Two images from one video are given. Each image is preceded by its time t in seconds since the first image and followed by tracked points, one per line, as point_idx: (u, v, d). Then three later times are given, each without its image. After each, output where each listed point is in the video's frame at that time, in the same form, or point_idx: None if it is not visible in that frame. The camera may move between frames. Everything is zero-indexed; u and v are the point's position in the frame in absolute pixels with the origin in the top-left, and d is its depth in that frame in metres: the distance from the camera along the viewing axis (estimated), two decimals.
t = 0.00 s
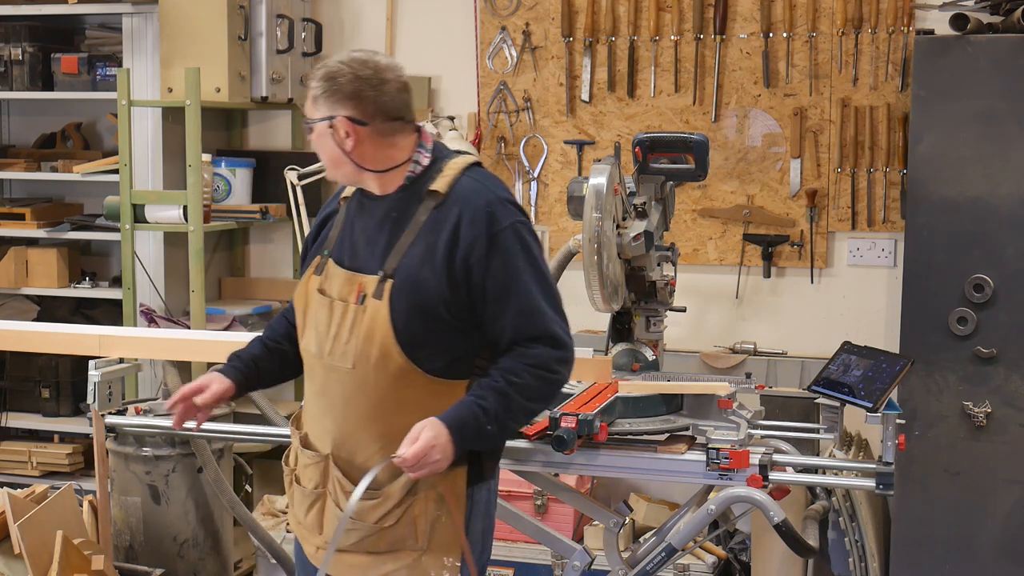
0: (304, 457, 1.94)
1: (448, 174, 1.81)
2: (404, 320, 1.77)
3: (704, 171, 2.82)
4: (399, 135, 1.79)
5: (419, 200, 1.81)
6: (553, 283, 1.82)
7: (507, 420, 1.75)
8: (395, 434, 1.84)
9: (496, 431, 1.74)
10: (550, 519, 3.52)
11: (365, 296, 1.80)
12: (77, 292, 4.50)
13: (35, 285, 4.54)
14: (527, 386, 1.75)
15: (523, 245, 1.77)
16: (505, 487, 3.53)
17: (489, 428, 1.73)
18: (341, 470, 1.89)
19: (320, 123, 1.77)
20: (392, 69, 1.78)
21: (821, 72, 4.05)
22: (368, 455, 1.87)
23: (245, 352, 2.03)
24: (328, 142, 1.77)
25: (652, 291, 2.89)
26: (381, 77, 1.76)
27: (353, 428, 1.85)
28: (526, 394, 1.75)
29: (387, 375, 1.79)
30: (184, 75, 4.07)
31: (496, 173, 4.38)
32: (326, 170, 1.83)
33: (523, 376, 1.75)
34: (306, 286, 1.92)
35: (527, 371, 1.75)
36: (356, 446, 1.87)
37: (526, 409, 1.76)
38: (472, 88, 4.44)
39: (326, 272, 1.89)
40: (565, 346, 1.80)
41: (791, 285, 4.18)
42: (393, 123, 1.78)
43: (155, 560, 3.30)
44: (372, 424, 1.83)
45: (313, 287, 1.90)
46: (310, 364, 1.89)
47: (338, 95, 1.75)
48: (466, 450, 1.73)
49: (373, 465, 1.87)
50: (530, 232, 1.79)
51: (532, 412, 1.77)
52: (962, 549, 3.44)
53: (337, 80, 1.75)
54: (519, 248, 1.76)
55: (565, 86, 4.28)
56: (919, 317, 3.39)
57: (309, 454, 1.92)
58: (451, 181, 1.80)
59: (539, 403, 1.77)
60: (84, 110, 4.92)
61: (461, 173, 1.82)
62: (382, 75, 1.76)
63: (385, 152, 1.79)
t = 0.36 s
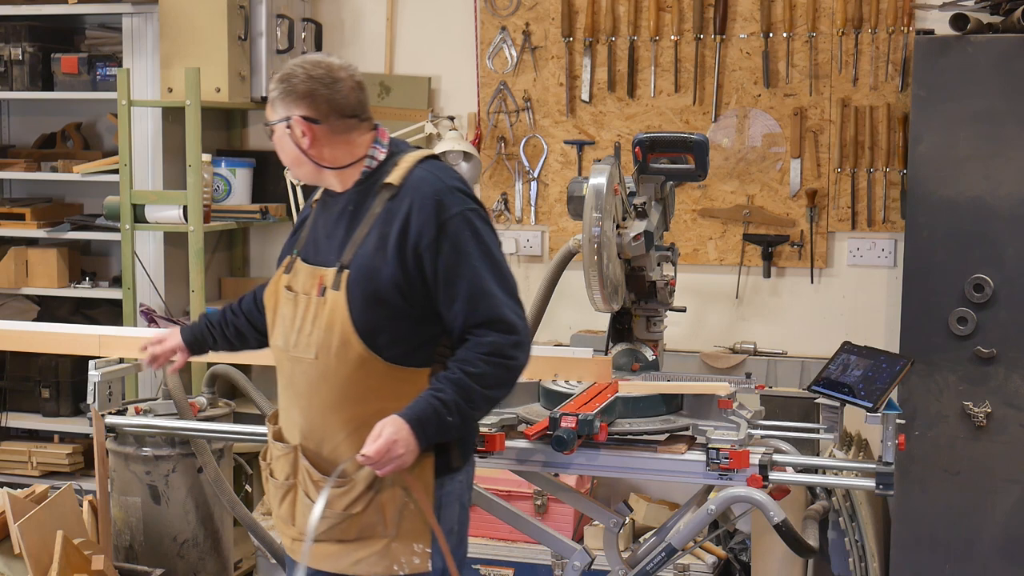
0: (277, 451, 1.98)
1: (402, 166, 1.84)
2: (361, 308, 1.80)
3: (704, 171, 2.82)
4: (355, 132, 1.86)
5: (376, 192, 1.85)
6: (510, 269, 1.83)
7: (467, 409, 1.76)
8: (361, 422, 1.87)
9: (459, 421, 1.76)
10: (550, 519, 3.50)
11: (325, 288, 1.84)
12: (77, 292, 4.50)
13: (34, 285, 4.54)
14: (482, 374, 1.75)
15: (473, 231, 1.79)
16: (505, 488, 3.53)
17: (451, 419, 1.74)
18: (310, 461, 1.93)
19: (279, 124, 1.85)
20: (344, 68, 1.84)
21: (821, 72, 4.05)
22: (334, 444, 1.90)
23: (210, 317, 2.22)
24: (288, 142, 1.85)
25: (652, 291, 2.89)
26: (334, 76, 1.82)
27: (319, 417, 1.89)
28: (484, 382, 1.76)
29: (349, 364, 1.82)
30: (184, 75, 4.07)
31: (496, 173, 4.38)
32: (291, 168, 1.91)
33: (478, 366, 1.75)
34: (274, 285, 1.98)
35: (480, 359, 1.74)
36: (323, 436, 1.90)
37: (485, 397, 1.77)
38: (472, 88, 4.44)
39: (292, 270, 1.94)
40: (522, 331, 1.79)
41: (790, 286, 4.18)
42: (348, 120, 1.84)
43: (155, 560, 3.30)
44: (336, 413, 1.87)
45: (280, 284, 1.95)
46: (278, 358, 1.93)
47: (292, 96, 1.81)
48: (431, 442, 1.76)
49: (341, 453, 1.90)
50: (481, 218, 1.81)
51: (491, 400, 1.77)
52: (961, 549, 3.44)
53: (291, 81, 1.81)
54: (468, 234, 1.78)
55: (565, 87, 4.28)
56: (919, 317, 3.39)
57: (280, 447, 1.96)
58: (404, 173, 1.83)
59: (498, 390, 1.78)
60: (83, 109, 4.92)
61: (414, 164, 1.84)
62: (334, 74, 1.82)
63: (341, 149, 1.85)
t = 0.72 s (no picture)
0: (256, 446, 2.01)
1: (368, 162, 1.90)
2: (333, 301, 1.85)
3: (704, 171, 2.82)
4: (323, 133, 1.94)
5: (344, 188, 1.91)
6: (476, 258, 1.87)
7: (434, 397, 1.80)
8: (339, 413, 1.91)
9: (426, 411, 1.80)
10: (550, 519, 3.50)
11: (298, 283, 1.89)
12: (77, 292, 4.50)
13: (34, 285, 4.54)
14: (447, 362, 1.79)
15: (437, 220, 1.84)
16: (505, 487, 3.52)
17: (417, 409, 1.78)
18: (291, 453, 1.96)
19: (250, 129, 1.91)
20: (311, 71, 1.92)
21: (821, 72, 4.05)
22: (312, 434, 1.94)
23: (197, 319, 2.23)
24: (259, 146, 1.92)
25: (652, 291, 2.88)
26: (301, 79, 1.90)
27: (297, 410, 1.93)
28: (450, 369, 1.80)
29: (323, 356, 1.87)
30: (184, 75, 4.07)
31: (496, 173, 4.39)
32: (263, 172, 1.98)
33: (442, 355, 1.78)
34: (251, 284, 2.03)
35: (445, 350, 1.78)
36: (302, 428, 1.94)
37: (452, 384, 1.81)
38: (472, 88, 4.44)
39: (267, 269, 1.99)
40: (487, 317, 1.83)
41: (791, 286, 4.18)
42: (317, 121, 1.92)
43: (155, 560, 3.30)
44: (313, 405, 1.91)
45: (256, 284, 2.00)
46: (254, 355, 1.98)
47: (263, 101, 1.88)
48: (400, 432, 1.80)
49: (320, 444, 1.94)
50: (444, 209, 1.86)
51: (458, 386, 1.81)
52: (961, 548, 3.43)
53: (260, 86, 1.88)
54: (431, 223, 1.83)
55: (565, 87, 4.28)
56: (919, 317, 3.39)
57: (261, 441, 1.99)
58: (371, 168, 1.89)
59: (465, 377, 1.82)
60: (83, 110, 4.92)
61: (380, 159, 1.91)
62: (302, 77, 1.91)
63: (312, 149, 1.94)
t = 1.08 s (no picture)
0: (261, 445, 1.99)
1: (381, 161, 1.94)
2: (351, 296, 1.86)
3: (704, 171, 2.82)
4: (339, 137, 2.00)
5: (356, 187, 1.93)
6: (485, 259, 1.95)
7: (452, 392, 1.85)
8: (351, 409, 1.91)
9: (442, 402, 1.84)
10: (550, 519, 3.50)
11: (313, 279, 1.89)
12: (77, 292, 4.50)
13: (34, 285, 4.54)
14: (464, 357, 1.84)
15: (455, 220, 1.90)
16: (505, 487, 3.53)
17: (436, 401, 1.82)
18: (301, 450, 1.95)
19: (322, 113, 1.89)
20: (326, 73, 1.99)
21: (821, 72, 4.05)
22: (324, 431, 1.93)
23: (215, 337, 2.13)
24: (327, 132, 1.90)
25: (652, 291, 2.89)
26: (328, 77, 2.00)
27: (310, 407, 1.92)
28: (466, 365, 1.85)
29: (340, 351, 1.87)
30: (184, 75, 4.07)
31: (496, 173, 4.39)
32: (301, 167, 1.89)
33: (460, 349, 1.84)
34: (250, 282, 2.00)
35: (462, 344, 1.85)
36: (313, 425, 1.93)
37: (467, 379, 1.86)
38: (472, 88, 4.44)
39: (269, 266, 1.96)
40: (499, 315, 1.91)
41: (790, 286, 4.18)
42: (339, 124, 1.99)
43: (155, 560, 3.30)
44: (327, 401, 1.91)
45: (257, 281, 1.98)
46: (261, 352, 1.96)
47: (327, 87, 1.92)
48: (417, 424, 1.82)
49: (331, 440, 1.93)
50: (459, 210, 1.92)
51: (473, 382, 1.87)
52: (961, 549, 3.43)
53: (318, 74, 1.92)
54: (450, 222, 1.89)
55: (565, 87, 4.28)
56: (919, 317, 3.39)
57: (268, 439, 1.98)
58: (385, 168, 1.93)
59: (479, 373, 1.87)
60: (83, 110, 4.92)
61: (393, 160, 1.95)
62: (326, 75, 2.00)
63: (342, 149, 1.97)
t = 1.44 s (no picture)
0: (293, 453, 1.97)
1: (418, 170, 1.93)
2: (396, 307, 1.87)
3: (704, 171, 2.82)
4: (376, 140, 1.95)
5: (395, 195, 1.92)
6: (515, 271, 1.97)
7: (479, 406, 1.88)
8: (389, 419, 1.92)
9: (469, 415, 1.87)
10: (550, 519, 3.51)
11: (354, 288, 1.87)
12: (78, 292, 4.50)
13: (35, 285, 4.54)
14: (495, 372, 1.89)
15: (495, 234, 1.92)
16: (505, 487, 3.53)
17: (463, 414, 1.86)
18: (338, 459, 1.94)
19: (318, 115, 1.86)
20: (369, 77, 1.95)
21: (821, 72, 4.05)
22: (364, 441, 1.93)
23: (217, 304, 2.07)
24: (326, 134, 1.87)
25: (652, 291, 2.89)
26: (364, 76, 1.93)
27: (349, 416, 1.92)
28: (495, 380, 1.89)
29: (383, 361, 1.88)
30: (184, 75, 4.07)
31: (496, 173, 4.38)
32: (297, 165, 1.89)
33: (490, 363, 1.89)
34: (279, 284, 1.96)
35: (494, 359, 1.89)
36: (350, 434, 1.93)
37: (493, 394, 1.90)
38: (472, 88, 4.44)
39: (303, 271, 1.93)
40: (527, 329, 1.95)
41: (790, 286, 4.18)
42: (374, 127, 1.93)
43: (155, 560, 3.31)
44: (366, 410, 1.91)
45: (290, 285, 1.94)
46: (298, 358, 1.94)
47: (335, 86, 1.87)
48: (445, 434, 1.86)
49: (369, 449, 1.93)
50: (498, 222, 1.94)
51: (500, 397, 1.91)
52: (962, 549, 3.43)
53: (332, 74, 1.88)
54: (492, 235, 1.90)
55: (565, 87, 4.28)
56: (920, 317, 3.39)
57: (302, 447, 1.96)
58: (423, 177, 1.92)
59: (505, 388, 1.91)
60: (83, 110, 4.92)
61: (433, 169, 1.94)
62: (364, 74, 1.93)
63: (369, 153, 1.92)
